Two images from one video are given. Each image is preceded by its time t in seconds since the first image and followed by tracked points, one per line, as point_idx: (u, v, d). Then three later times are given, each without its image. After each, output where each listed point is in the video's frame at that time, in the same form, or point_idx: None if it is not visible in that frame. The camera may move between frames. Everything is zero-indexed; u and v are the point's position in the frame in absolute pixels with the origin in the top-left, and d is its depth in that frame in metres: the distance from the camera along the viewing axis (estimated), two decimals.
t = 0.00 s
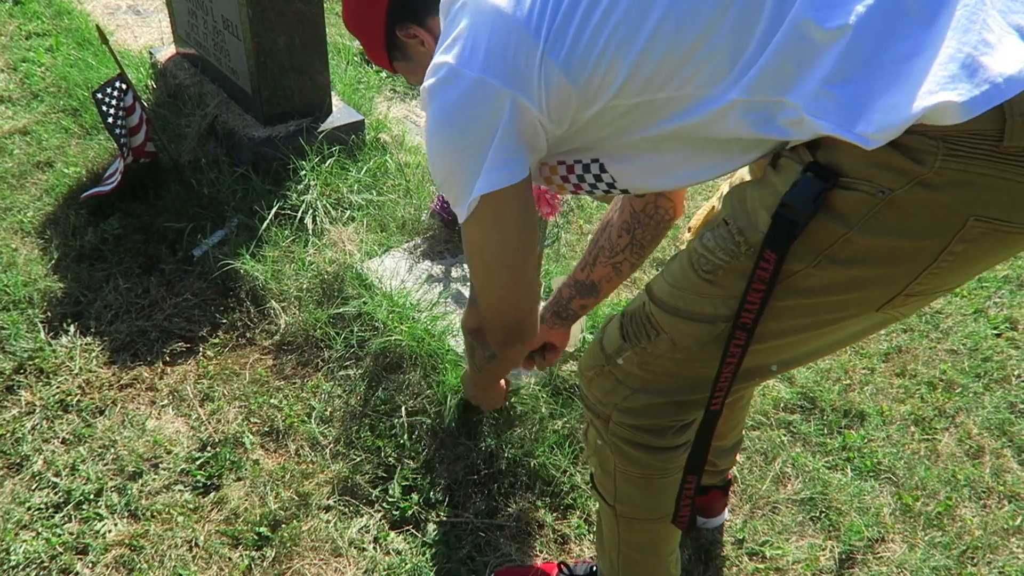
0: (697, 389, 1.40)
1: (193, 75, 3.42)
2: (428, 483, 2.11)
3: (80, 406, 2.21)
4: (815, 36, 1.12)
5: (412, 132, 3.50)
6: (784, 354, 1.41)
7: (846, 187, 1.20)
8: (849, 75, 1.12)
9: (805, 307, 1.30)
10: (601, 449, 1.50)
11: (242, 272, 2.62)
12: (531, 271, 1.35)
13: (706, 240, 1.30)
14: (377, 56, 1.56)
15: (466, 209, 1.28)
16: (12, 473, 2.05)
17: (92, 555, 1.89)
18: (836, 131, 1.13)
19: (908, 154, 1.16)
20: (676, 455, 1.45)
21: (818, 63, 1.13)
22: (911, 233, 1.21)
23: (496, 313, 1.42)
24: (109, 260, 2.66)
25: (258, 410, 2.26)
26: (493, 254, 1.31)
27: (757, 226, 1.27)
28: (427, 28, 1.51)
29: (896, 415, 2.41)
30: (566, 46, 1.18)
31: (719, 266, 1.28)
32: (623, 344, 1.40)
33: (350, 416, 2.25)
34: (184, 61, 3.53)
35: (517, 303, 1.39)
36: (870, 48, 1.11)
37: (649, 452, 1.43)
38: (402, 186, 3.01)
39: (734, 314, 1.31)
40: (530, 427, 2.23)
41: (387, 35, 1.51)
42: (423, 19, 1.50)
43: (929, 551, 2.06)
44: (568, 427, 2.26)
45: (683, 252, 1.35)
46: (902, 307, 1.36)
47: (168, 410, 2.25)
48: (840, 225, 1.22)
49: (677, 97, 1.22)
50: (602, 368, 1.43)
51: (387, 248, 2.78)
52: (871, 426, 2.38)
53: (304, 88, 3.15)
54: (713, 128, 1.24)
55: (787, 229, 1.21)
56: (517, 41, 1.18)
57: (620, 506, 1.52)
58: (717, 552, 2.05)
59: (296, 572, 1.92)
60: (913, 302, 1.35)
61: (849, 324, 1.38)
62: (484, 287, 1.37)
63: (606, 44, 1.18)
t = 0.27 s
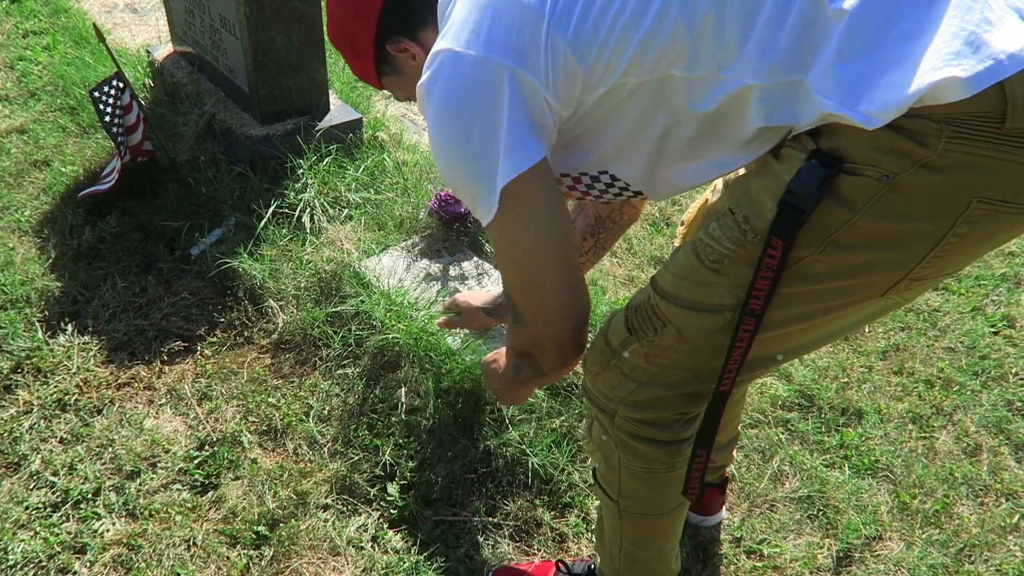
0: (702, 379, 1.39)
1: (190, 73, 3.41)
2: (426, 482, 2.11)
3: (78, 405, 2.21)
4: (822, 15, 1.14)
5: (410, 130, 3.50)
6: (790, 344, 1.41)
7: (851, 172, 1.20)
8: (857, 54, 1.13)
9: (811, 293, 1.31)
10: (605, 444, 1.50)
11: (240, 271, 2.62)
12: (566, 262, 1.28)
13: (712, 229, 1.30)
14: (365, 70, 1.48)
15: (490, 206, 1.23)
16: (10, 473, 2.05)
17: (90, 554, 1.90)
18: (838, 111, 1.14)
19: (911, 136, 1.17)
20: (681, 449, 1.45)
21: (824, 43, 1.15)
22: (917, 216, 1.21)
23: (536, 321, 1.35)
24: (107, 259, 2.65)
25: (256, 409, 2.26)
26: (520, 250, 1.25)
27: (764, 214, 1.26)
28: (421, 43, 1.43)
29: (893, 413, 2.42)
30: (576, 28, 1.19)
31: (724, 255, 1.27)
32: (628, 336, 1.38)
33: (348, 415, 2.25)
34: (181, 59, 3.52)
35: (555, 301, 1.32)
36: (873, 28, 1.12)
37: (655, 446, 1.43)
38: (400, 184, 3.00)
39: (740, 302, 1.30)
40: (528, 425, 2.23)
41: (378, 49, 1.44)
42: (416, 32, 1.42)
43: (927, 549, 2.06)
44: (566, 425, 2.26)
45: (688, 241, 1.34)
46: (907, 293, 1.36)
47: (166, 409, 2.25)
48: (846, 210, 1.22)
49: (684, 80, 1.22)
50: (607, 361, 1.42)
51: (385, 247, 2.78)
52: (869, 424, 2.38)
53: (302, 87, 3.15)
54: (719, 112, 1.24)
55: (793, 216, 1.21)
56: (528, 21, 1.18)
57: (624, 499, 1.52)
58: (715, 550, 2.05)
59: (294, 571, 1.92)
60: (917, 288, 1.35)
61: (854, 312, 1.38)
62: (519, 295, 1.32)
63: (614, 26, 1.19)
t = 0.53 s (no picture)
0: (725, 385, 1.39)
1: (189, 73, 3.41)
2: (425, 481, 2.11)
3: (76, 404, 2.21)
4: None
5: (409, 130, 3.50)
6: (812, 348, 1.45)
7: (883, 171, 1.19)
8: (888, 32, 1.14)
9: (840, 292, 1.32)
10: (620, 457, 1.49)
11: (239, 270, 2.62)
12: (594, 227, 1.15)
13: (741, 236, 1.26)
14: (336, 103, 1.42)
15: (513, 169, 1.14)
16: (9, 471, 2.05)
17: (89, 553, 1.90)
18: (872, 89, 1.13)
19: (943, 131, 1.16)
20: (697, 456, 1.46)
21: (856, 24, 1.16)
22: (949, 211, 1.22)
23: (570, 302, 1.22)
24: (105, 258, 2.65)
25: (254, 408, 2.26)
26: (539, 214, 1.15)
27: (795, 219, 1.23)
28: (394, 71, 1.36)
29: (891, 412, 2.42)
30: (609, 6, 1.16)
31: (753, 261, 1.26)
32: (647, 349, 1.36)
33: (347, 414, 2.25)
34: (180, 58, 3.52)
35: (584, 271, 1.18)
36: (904, 10, 1.13)
37: (672, 455, 1.44)
38: (399, 183, 3.00)
39: (770, 307, 1.30)
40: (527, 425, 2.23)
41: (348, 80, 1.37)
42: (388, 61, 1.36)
43: (924, 548, 2.07)
44: (565, 425, 2.26)
45: (710, 248, 1.31)
46: (928, 289, 1.38)
47: (164, 408, 2.25)
48: (881, 209, 1.21)
49: (718, 68, 1.17)
50: (624, 376, 1.40)
51: (384, 246, 2.78)
52: (866, 423, 2.39)
53: (300, 86, 3.15)
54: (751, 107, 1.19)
55: (828, 217, 1.20)
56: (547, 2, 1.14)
57: (638, 510, 1.52)
58: (714, 549, 2.05)
59: (293, 570, 1.93)
60: (936, 285, 1.37)
61: (877, 311, 1.40)
62: (544, 270, 1.20)
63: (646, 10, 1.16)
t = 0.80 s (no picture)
0: (733, 386, 1.40)
1: (194, 71, 3.41)
2: (432, 480, 2.11)
3: (83, 402, 2.22)
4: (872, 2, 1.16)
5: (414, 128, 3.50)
6: (819, 349, 1.45)
7: (901, 178, 1.19)
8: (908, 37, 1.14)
9: (853, 296, 1.32)
10: (625, 454, 1.50)
11: (245, 269, 2.62)
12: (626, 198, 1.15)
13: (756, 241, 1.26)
14: (322, 113, 1.39)
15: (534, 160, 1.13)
16: (16, 469, 2.05)
17: (96, 551, 1.90)
18: (894, 92, 1.13)
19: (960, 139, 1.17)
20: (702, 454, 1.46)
21: (875, 28, 1.16)
22: (965, 219, 1.23)
23: (621, 273, 1.21)
24: (111, 256, 2.65)
25: (261, 406, 2.26)
26: (571, 196, 1.14)
27: (810, 224, 1.22)
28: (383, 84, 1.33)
29: (896, 413, 2.43)
30: (623, 10, 1.15)
31: (767, 265, 1.25)
32: (654, 348, 1.35)
33: (354, 413, 2.25)
34: (184, 56, 3.52)
35: (627, 240, 1.16)
36: (923, 15, 1.14)
37: (676, 452, 1.44)
38: (404, 182, 3.00)
39: (781, 312, 1.30)
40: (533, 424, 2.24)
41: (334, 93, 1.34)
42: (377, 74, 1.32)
43: (929, 548, 2.07)
44: (571, 425, 2.26)
45: (721, 249, 1.31)
46: (937, 293, 1.39)
47: (171, 407, 2.25)
48: (897, 216, 1.22)
49: (734, 74, 1.17)
50: (630, 374, 1.40)
51: (390, 245, 2.78)
52: (871, 424, 2.39)
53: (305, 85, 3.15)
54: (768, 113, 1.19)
55: (845, 224, 1.20)
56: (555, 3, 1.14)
57: (642, 506, 1.53)
58: (719, 549, 2.06)
59: (300, 568, 1.93)
60: (942, 289, 1.38)
61: (883, 313, 1.41)
62: (584, 251, 1.19)
63: (659, 14, 1.16)
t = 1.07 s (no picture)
0: (752, 400, 1.39)
1: (213, 73, 3.44)
2: (446, 482, 2.11)
3: (102, 400, 2.23)
4: (905, 20, 1.13)
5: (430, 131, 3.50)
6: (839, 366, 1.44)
7: (932, 199, 1.19)
8: (942, 58, 1.12)
9: (877, 315, 1.32)
10: (637, 464, 1.48)
11: (262, 270, 2.63)
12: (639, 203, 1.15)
13: (779, 257, 1.26)
14: (340, 118, 1.38)
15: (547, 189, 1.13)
16: (35, 466, 2.07)
17: (113, 549, 1.91)
18: (927, 115, 1.12)
19: (994, 161, 1.16)
20: (716, 465, 1.45)
21: (908, 48, 1.13)
22: (994, 241, 1.22)
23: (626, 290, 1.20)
24: (130, 256, 2.67)
25: (277, 407, 2.27)
26: (585, 220, 1.14)
27: (835, 240, 1.23)
28: (403, 91, 1.32)
29: (914, 420, 2.40)
30: (647, 28, 1.13)
31: (789, 281, 1.26)
32: (670, 359, 1.34)
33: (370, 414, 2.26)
34: (203, 58, 3.55)
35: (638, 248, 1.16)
36: (960, 35, 1.12)
37: (689, 463, 1.43)
38: (421, 185, 3.00)
39: (801, 328, 1.30)
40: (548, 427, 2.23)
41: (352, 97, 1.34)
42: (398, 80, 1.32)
43: (948, 558, 2.05)
44: (586, 428, 2.25)
45: (744, 263, 1.31)
46: (960, 314, 1.39)
47: (188, 406, 2.26)
48: (926, 236, 1.21)
49: (762, 95, 1.16)
50: (645, 386, 1.40)
51: (406, 247, 2.79)
52: (890, 430, 2.37)
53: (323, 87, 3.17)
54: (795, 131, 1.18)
55: (873, 244, 1.20)
56: (578, 21, 1.11)
57: (655, 516, 1.51)
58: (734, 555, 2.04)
59: (314, 569, 1.94)
60: (966, 310, 1.38)
61: (906, 333, 1.40)
62: (596, 272, 1.20)
63: (685, 33, 1.14)
